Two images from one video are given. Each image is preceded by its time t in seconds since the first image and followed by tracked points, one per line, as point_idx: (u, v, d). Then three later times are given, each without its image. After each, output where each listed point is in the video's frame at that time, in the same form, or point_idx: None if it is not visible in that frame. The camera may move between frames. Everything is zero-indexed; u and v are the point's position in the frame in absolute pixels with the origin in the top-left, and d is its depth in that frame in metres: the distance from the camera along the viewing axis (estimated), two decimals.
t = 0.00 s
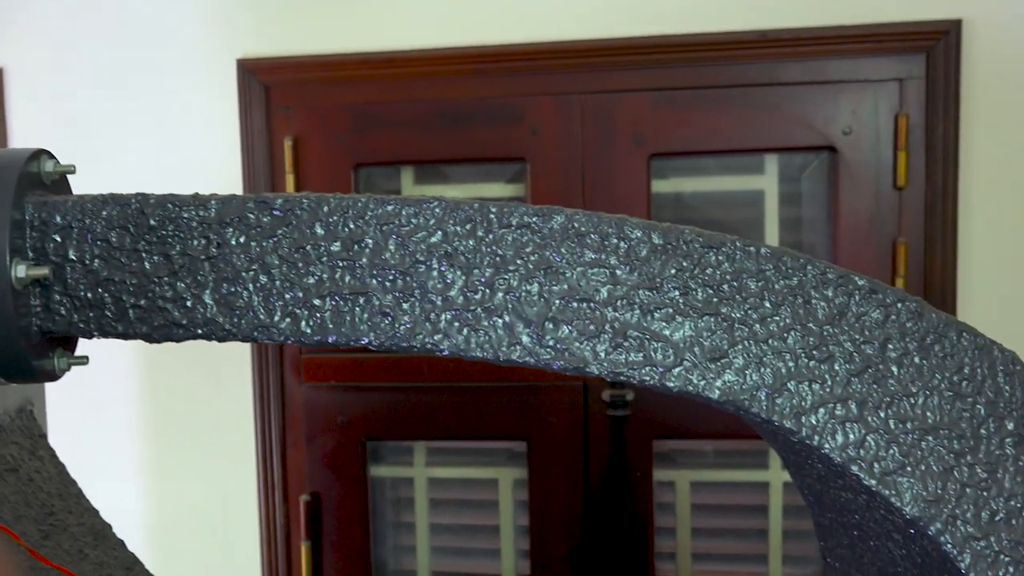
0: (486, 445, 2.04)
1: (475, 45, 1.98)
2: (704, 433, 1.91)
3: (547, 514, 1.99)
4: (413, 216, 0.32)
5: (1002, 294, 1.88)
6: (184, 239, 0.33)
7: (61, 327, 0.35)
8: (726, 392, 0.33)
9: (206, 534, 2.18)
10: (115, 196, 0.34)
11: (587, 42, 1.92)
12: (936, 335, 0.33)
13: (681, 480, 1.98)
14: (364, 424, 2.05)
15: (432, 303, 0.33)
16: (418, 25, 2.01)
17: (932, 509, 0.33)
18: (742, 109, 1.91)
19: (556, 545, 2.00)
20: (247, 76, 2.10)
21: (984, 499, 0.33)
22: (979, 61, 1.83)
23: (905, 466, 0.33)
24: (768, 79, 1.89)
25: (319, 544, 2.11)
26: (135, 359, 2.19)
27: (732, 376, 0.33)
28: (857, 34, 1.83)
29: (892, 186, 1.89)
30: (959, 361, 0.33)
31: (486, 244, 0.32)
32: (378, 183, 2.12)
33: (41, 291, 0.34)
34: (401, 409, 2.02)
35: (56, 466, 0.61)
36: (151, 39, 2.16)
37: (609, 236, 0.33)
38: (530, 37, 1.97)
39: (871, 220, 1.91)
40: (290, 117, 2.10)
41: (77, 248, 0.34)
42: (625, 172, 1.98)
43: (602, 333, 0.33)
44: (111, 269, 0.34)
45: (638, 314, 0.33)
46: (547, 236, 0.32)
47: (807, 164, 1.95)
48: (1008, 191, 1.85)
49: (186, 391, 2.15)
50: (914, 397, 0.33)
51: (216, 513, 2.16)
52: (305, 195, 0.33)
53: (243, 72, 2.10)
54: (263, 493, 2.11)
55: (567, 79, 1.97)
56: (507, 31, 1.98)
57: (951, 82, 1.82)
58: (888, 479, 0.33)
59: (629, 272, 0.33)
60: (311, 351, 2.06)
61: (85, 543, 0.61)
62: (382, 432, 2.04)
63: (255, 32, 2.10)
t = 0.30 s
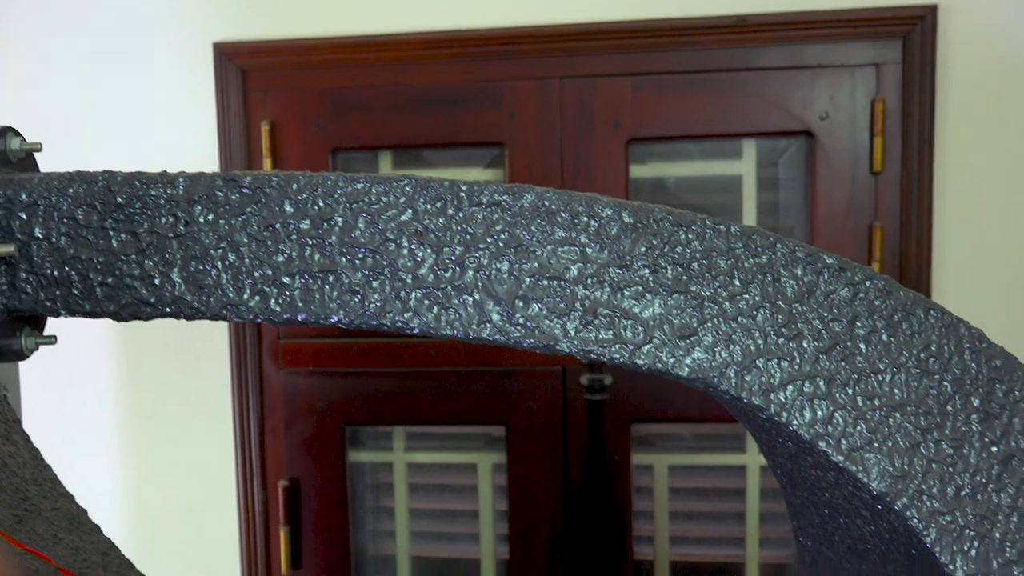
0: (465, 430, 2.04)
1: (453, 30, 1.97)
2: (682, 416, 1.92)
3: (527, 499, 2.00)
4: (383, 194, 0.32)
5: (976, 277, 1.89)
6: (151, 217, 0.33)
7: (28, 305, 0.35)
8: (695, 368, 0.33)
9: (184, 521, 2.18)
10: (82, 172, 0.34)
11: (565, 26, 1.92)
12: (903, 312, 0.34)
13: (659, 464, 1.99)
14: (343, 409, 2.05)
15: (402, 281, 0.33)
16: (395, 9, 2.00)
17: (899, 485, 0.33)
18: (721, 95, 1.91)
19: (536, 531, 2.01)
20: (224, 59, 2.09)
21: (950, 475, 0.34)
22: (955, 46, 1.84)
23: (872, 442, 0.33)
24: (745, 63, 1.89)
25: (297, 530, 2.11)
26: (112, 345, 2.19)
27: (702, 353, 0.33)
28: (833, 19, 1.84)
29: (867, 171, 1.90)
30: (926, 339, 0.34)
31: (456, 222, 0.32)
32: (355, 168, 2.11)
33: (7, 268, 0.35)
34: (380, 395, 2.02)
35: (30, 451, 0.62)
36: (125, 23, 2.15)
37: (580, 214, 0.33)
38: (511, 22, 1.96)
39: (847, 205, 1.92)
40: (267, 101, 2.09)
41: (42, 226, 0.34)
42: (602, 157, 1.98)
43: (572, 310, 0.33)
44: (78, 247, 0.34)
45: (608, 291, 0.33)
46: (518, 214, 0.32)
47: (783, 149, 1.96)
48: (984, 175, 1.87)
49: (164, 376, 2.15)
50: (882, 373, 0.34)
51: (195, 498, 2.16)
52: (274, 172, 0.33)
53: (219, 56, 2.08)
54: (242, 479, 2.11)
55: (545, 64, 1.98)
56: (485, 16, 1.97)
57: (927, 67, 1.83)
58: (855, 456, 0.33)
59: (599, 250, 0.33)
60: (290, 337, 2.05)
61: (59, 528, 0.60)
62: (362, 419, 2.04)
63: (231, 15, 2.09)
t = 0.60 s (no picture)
0: (440, 416, 2.04)
1: (426, 14, 1.97)
2: (656, 400, 1.93)
3: (502, 485, 2.01)
4: (346, 174, 0.32)
5: (943, 262, 1.92)
6: (112, 198, 0.33)
7: None
8: (658, 347, 0.33)
9: (159, 509, 2.17)
10: (41, 152, 0.33)
11: (538, 11, 1.92)
12: (864, 291, 0.34)
13: (633, 449, 2.00)
14: (316, 395, 2.04)
15: (365, 262, 0.32)
16: None
17: (859, 461, 0.34)
18: (693, 80, 1.92)
19: (511, 515, 2.02)
20: (194, 44, 2.07)
21: (910, 451, 0.34)
22: (923, 31, 1.86)
23: (833, 419, 0.34)
24: (717, 49, 1.90)
25: (273, 515, 2.11)
26: (83, 333, 2.17)
27: (665, 331, 0.33)
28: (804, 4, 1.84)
29: (838, 155, 1.91)
30: (887, 317, 0.34)
31: (420, 203, 0.32)
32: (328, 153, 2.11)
33: None
34: (353, 380, 2.01)
35: None
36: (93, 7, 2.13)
37: (543, 194, 0.33)
38: (484, 8, 1.96)
39: (818, 191, 1.93)
40: (238, 86, 2.07)
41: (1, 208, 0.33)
42: (576, 142, 1.98)
43: (535, 290, 0.33)
44: (37, 228, 0.33)
45: (571, 271, 0.33)
46: (481, 194, 0.32)
47: (754, 133, 1.97)
48: (951, 162, 1.89)
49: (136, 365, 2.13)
50: (842, 350, 0.34)
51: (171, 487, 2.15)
52: (236, 153, 0.33)
53: (190, 41, 2.06)
54: (218, 467, 2.09)
55: (518, 49, 1.97)
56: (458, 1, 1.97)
57: (897, 51, 1.84)
58: (816, 432, 0.34)
59: (562, 230, 0.33)
60: (263, 323, 2.03)
61: (30, 515, 0.60)
62: (335, 404, 2.03)
63: None
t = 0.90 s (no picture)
0: (421, 404, 2.04)
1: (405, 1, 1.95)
2: (635, 388, 1.93)
3: (484, 473, 2.01)
4: (319, 156, 0.32)
5: (921, 249, 1.93)
6: (82, 180, 0.32)
7: None
8: (633, 329, 0.33)
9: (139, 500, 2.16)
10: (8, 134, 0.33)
11: None
12: (837, 273, 0.34)
13: (614, 435, 2.00)
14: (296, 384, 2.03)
15: (339, 244, 0.32)
16: None
17: (832, 441, 0.34)
18: (672, 67, 1.92)
19: (494, 504, 2.02)
20: (171, 31, 2.06)
21: (882, 432, 0.34)
22: (901, 19, 1.87)
23: (805, 400, 0.34)
24: (696, 36, 1.90)
25: (253, 506, 2.09)
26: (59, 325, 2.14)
27: (639, 313, 0.33)
28: None
29: (817, 143, 1.92)
30: (860, 298, 0.34)
31: (393, 184, 0.32)
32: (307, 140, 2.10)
33: None
34: (333, 368, 2.01)
35: None
36: None
37: (517, 175, 0.32)
38: None
39: (797, 178, 1.94)
40: (217, 74, 2.06)
41: None
42: (556, 128, 1.98)
43: (510, 272, 0.33)
44: (6, 211, 0.33)
45: (546, 253, 0.33)
46: (455, 176, 0.32)
47: (735, 121, 1.97)
48: (928, 150, 1.90)
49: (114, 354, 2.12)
50: (815, 332, 0.34)
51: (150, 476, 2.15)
52: (209, 134, 0.32)
53: (167, 27, 2.05)
54: (199, 457, 2.10)
55: (497, 35, 1.97)
56: None
57: (875, 40, 1.85)
58: (789, 413, 0.34)
59: (536, 212, 0.33)
60: (243, 312, 2.03)
61: (6, 504, 0.60)
62: (315, 393, 2.03)
63: None
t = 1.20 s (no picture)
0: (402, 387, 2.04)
1: None
2: (615, 370, 1.94)
3: (465, 458, 2.01)
4: (290, 131, 0.32)
5: (900, 230, 1.94)
6: (50, 154, 0.32)
7: None
8: (606, 304, 0.33)
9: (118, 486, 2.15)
10: None
11: None
12: (811, 249, 0.34)
13: (594, 419, 2.01)
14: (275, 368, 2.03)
15: (311, 219, 0.32)
16: None
17: (805, 416, 0.34)
18: (651, 49, 1.92)
19: (475, 486, 2.02)
20: (147, 11, 2.03)
21: (854, 406, 0.34)
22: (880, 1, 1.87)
23: (778, 374, 0.34)
24: (675, 18, 1.91)
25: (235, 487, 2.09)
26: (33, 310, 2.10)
27: (612, 289, 0.33)
28: None
29: (796, 125, 1.94)
30: (833, 274, 0.34)
31: (366, 159, 0.32)
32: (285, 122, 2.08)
33: None
34: (314, 351, 2.00)
35: None
36: None
37: (490, 151, 0.32)
38: None
39: (777, 159, 1.95)
40: (195, 55, 2.05)
41: None
42: (536, 109, 1.98)
43: (483, 248, 0.33)
44: None
45: (520, 228, 0.33)
46: (428, 151, 0.32)
47: (715, 104, 1.98)
48: (907, 132, 1.90)
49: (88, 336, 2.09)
50: (789, 307, 0.34)
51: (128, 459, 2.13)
52: (179, 108, 0.32)
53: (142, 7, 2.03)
54: (180, 441, 2.09)
55: (475, 16, 1.97)
56: None
57: (853, 23, 1.86)
58: (762, 387, 0.34)
59: (510, 187, 0.32)
60: (222, 296, 2.02)
61: None
62: (295, 376, 2.02)
63: None
